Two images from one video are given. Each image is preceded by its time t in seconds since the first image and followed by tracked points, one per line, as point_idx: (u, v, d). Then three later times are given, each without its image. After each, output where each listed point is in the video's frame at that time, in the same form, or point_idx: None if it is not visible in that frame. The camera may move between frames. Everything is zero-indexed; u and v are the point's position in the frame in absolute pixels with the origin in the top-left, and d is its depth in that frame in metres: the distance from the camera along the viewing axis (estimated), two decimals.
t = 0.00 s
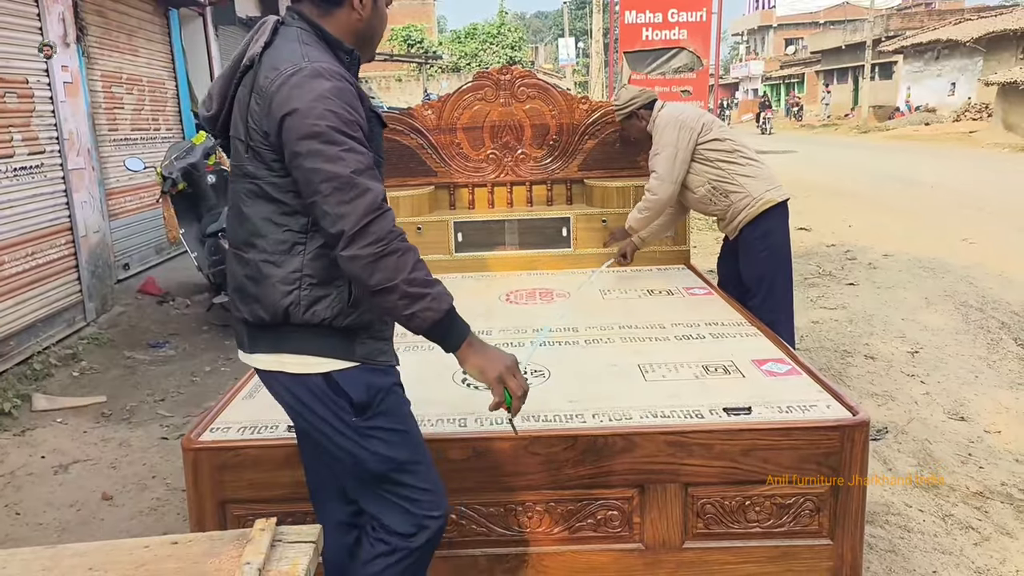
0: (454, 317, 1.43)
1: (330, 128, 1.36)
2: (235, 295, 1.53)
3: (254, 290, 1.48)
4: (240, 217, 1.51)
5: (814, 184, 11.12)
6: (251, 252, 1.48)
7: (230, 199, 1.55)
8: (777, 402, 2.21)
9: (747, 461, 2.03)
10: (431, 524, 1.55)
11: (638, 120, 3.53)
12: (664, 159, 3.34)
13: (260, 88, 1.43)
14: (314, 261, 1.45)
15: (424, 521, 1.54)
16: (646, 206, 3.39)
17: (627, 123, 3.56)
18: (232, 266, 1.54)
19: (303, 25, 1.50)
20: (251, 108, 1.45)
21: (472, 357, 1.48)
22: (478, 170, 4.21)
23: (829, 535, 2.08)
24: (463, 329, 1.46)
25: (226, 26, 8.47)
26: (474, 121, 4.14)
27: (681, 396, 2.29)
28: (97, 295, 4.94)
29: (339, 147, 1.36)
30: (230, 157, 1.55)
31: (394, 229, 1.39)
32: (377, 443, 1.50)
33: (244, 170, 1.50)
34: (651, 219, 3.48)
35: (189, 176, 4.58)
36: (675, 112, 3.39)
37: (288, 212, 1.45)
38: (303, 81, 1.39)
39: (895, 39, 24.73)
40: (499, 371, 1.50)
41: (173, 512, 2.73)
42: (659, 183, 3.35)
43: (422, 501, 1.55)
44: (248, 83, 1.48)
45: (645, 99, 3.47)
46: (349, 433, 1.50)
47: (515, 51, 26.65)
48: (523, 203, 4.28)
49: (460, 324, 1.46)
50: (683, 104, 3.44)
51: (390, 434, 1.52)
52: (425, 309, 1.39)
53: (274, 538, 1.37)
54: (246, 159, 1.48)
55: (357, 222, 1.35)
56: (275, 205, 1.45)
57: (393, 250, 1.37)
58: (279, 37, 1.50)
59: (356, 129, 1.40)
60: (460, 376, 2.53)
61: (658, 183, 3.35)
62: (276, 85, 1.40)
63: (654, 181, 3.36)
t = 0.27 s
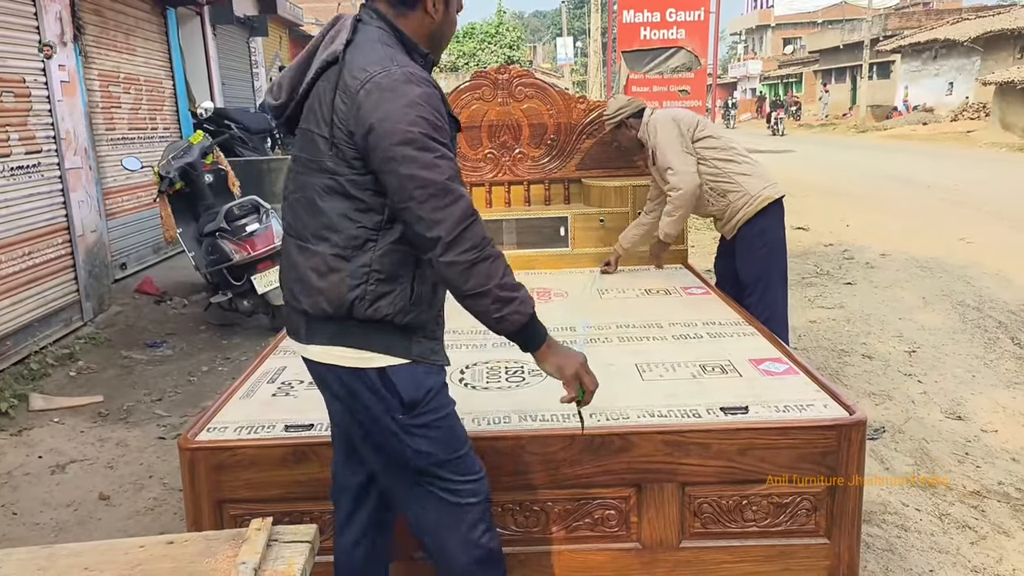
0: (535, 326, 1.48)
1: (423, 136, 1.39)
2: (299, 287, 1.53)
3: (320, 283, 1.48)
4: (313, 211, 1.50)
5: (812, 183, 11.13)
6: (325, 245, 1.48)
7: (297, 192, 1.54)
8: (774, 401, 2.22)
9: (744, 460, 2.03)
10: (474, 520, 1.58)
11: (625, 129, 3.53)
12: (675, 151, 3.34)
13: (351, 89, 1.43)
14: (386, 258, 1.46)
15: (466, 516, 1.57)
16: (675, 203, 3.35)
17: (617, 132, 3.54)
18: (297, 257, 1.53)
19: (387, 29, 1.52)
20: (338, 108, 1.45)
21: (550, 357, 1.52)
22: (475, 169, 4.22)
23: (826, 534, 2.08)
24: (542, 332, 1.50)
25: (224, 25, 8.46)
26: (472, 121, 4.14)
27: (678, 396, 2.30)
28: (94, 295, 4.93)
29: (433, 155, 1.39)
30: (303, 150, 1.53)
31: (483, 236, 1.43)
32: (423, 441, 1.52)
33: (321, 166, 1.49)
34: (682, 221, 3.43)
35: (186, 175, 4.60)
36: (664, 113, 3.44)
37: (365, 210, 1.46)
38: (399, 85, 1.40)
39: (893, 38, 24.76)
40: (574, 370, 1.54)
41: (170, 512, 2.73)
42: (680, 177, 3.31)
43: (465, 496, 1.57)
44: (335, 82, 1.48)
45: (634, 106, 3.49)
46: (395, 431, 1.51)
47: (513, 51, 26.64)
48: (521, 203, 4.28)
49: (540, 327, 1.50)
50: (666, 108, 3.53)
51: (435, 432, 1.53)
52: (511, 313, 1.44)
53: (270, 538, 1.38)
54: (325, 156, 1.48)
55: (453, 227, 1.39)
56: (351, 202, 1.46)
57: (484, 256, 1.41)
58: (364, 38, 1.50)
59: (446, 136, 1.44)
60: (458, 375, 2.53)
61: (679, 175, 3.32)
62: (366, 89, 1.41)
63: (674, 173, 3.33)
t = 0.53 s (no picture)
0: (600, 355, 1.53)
1: (514, 163, 1.42)
2: (354, 284, 1.53)
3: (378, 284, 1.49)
4: (381, 212, 1.50)
5: (810, 183, 11.14)
6: (390, 248, 1.49)
7: (364, 189, 1.54)
8: (770, 400, 2.22)
9: (741, 459, 2.04)
10: (487, 526, 1.59)
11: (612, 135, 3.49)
12: (676, 149, 3.33)
13: (444, 103, 1.44)
14: (448, 268, 1.50)
15: (481, 520, 1.58)
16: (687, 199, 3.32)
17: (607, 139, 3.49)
18: (356, 253, 1.53)
19: (480, 49, 1.54)
20: (427, 119, 1.46)
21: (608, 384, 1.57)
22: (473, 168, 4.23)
23: (822, 533, 2.08)
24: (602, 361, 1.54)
25: (222, 24, 8.45)
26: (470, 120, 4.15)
27: (675, 395, 2.30)
28: (91, 294, 4.93)
29: (522, 182, 1.44)
30: (378, 151, 1.53)
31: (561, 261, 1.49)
32: (453, 441, 1.53)
33: (396, 170, 1.50)
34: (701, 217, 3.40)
35: (184, 174, 4.58)
36: (653, 115, 3.45)
37: (437, 220, 1.48)
38: (497, 108, 1.42)
39: (891, 38, 24.78)
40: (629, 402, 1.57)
41: (167, 511, 2.73)
42: (688, 172, 3.30)
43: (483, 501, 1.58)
44: (427, 93, 1.48)
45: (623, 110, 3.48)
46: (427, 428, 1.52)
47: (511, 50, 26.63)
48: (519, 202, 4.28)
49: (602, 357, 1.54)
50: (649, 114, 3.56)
51: (464, 433, 1.54)
52: (583, 339, 1.50)
53: (265, 538, 1.38)
54: (404, 161, 1.49)
55: (535, 252, 1.45)
56: (424, 210, 1.48)
57: (563, 282, 1.47)
58: (458, 54, 1.52)
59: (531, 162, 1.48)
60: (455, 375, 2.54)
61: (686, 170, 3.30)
62: (464, 107, 1.42)
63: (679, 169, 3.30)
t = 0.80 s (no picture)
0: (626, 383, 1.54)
1: (565, 186, 1.45)
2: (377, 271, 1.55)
3: (402, 275, 1.52)
4: (419, 207, 1.53)
5: (807, 182, 11.14)
6: (421, 243, 1.52)
7: (406, 182, 1.57)
8: (766, 399, 2.22)
9: (736, 458, 2.04)
10: (496, 524, 1.61)
11: (604, 133, 3.44)
12: (674, 148, 3.31)
13: (504, 118, 1.47)
14: (475, 271, 1.52)
15: (489, 518, 1.60)
16: (686, 200, 3.31)
17: (604, 129, 3.43)
18: (384, 241, 1.56)
19: (546, 74, 1.57)
20: (484, 130, 1.49)
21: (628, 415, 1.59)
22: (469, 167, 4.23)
23: (817, 532, 2.09)
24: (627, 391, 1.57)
25: (218, 23, 8.44)
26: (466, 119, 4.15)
27: (670, 395, 2.30)
28: (87, 294, 4.92)
29: (569, 206, 1.47)
30: (427, 150, 1.56)
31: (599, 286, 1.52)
32: (461, 438, 1.56)
33: (442, 170, 1.52)
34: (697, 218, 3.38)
35: (180, 173, 4.58)
36: (647, 115, 3.44)
37: (472, 224, 1.52)
38: (556, 128, 1.44)
39: (888, 37, 24.81)
40: (648, 434, 1.61)
41: (162, 511, 2.73)
42: (685, 172, 3.28)
43: (490, 499, 1.61)
44: (488, 103, 1.51)
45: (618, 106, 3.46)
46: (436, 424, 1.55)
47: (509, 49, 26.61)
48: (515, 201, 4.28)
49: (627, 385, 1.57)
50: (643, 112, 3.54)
51: (472, 431, 1.56)
52: (613, 363, 1.52)
53: (257, 537, 1.38)
54: (452, 163, 1.52)
55: (574, 273, 1.48)
56: (461, 212, 1.51)
57: (599, 306, 1.50)
58: (526, 73, 1.54)
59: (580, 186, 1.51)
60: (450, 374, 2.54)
61: (684, 170, 3.28)
62: (523, 125, 1.44)
63: (678, 169, 3.28)
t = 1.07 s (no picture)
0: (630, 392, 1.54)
1: (581, 191, 1.47)
2: (390, 257, 1.60)
3: (413, 263, 1.56)
4: (437, 201, 1.59)
5: (802, 182, 11.17)
6: (435, 234, 1.56)
7: (429, 177, 1.63)
8: (758, 400, 2.23)
9: (728, 458, 2.05)
10: (503, 523, 1.63)
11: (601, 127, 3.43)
12: (671, 149, 3.32)
13: (531, 121, 1.52)
14: (484, 267, 1.55)
15: (496, 517, 1.62)
16: (683, 201, 3.33)
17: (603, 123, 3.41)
18: (400, 230, 1.61)
19: (579, 91, 1.60)
20: (510, 132, 1.54)
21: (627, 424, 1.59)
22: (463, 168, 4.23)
23: (809, 531, 2.09)
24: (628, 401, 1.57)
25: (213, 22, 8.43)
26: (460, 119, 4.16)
27: (663, 395, 2.31)
28: (81, 294, 4.91)
29: (582, 210, 1.48)
30: (452, 148, 1.61)
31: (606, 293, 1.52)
32: (466, 434, 1.59)
33: (463, 166, 1.57)
34: (691, 219, 3.40)
35: (174, 173, 4.57)
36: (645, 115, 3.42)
37: (486, 221, 1.55)
38: (578, 134, 1.48)
39: (882, 37, 24.87)
40: (648, 443, 1.61)
41: (155, 512, 2.73)
42: (684, 172, 3.30)
43: (497, 498, 1.63)
44: (516, 109, 1.56)
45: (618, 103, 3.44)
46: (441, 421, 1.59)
47: (505, 49, 26.59)
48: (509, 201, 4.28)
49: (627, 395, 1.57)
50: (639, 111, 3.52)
51: (477, 429, 1.60)
52: (615, 371, 1.52)
53: (247, 539, 1.38)
54: (473, 160, 1.57)
55: (584, 277, 1.49)
56: (476, 208, 1.55)
57: (604, 312, 1.51)
58: (559, 86, 1.59)
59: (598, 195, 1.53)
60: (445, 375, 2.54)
61: (682, 172, 3.30)
62: (547, 129, 1.48)
63: (676, 171, 3.30)
